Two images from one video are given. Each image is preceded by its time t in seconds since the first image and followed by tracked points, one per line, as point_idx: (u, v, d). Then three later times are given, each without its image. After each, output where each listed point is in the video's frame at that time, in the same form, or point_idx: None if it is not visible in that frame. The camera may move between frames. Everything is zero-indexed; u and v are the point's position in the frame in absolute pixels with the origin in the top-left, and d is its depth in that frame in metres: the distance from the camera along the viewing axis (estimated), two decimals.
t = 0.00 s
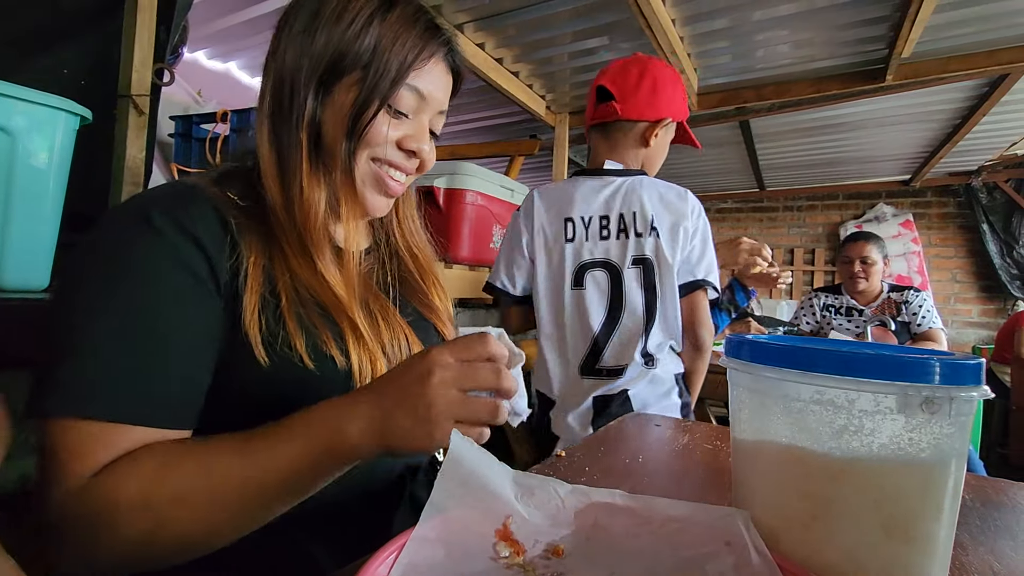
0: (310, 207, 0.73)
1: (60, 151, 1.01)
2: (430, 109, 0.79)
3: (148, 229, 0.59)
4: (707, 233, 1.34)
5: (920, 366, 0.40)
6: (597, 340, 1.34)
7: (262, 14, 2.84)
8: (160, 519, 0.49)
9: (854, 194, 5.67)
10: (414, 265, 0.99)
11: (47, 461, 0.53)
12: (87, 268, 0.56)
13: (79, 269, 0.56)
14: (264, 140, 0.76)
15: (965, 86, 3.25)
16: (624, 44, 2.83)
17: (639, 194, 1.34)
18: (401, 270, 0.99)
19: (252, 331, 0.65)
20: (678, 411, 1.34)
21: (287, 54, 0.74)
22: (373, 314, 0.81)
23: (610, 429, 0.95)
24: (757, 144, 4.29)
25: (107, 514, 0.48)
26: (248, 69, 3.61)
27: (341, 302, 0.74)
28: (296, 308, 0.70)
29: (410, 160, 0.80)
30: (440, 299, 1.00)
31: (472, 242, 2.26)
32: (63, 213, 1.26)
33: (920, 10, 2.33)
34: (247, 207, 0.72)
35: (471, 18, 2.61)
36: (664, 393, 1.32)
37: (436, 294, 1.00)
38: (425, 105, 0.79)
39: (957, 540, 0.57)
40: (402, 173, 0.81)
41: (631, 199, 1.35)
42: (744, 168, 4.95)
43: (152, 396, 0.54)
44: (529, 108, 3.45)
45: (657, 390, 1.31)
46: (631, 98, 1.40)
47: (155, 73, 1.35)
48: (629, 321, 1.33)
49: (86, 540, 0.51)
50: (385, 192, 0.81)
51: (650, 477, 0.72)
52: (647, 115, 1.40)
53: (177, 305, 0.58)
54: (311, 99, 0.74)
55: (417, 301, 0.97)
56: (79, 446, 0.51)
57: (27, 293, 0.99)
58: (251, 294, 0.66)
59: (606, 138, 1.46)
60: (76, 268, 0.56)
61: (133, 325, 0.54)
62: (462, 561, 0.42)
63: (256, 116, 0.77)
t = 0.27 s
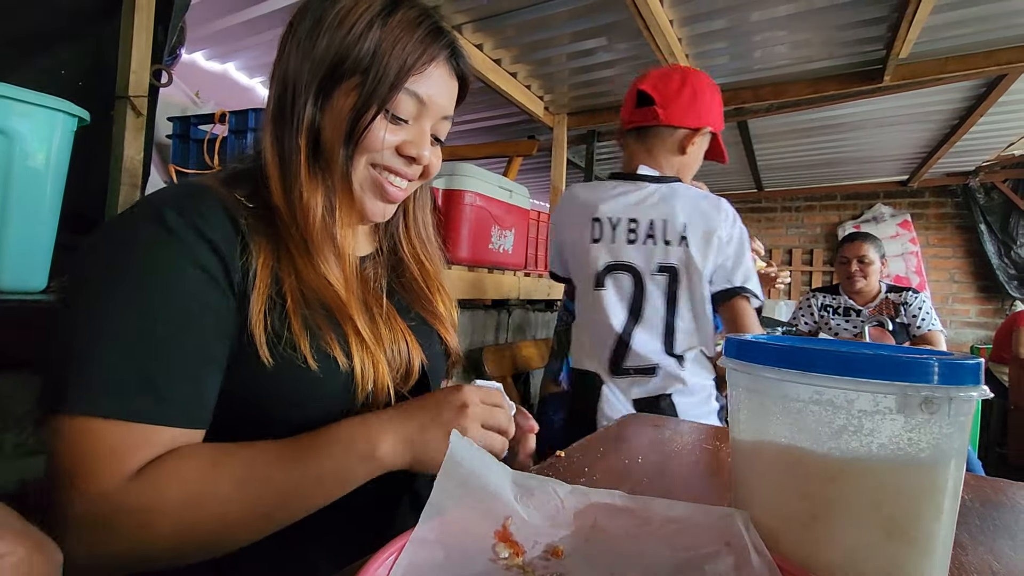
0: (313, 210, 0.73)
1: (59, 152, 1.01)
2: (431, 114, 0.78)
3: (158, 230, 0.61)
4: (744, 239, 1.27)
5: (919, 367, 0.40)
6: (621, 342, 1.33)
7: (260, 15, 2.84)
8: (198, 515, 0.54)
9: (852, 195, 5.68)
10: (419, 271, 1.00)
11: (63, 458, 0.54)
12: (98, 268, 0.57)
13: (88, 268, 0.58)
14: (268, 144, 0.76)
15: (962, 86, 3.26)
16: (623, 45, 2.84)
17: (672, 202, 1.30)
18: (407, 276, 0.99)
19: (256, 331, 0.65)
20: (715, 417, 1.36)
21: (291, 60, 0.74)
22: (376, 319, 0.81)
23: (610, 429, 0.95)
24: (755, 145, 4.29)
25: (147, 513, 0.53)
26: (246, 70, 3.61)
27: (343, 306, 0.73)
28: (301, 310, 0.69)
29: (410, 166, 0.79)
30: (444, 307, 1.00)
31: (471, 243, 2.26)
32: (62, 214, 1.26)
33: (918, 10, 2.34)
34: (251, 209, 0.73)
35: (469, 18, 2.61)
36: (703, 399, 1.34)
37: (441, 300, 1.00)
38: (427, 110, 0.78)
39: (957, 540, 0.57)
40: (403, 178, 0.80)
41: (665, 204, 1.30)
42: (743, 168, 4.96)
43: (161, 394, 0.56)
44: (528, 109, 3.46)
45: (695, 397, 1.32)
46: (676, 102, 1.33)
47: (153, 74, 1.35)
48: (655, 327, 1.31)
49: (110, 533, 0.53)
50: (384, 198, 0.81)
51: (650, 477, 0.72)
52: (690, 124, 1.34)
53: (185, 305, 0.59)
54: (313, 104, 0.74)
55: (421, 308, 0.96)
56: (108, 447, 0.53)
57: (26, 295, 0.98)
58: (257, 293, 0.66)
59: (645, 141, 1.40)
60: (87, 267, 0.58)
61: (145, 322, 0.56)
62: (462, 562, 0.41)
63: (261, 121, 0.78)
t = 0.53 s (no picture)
0: (316, 211, 0.74)
1: (55, 154, 1.00)
2: (432, 116, 0.78)
3: (167, 228, 0.61)
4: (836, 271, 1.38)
5: (914, 366, 0.40)
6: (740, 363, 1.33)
7: (258, 16, 2.84)
8: (210, 512, 0.53)
9: (849, 195, 5.69)
10: (421, 273, 1.00)
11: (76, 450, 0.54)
12: (110, 264, 0.58)
13: (101, 265, 0.58)
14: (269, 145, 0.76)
15: (960, 86, 3.27)
16: (621, 45, 2.84)
17: (793, 230, 1.34)
18: (408, 277, 0.99)
19: (258, 331, 0.65)
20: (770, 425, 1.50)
21: (294, 63, 0.75)
22: (378, 320, 0.81)
23: (608, 429, 0.95)
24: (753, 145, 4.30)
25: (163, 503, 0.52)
26: (244, 70, 3.60)
27: (345, 306, 0.73)
28: (304, 310, 0.70)
29: (411, 168, 0.79)
30: (445, 308, 1.00)
31: (470, 243, 2.26)
32: (60, 215, 1.26)
33: (915, 10, 2.35)
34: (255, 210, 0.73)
35: (468, 19, 2.62)
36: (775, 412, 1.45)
37: (442, 302, 1.01)
38: (428, 113, 0.78)
39: (953, 539, 0.58)
40: (403, 180, 0.80)
41: (786, 231, 1.34)
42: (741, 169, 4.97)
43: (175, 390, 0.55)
44: (526, 109, 3.46)
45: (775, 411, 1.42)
46: (787, 137, 1.37)
47: (151, 75, 1.35)
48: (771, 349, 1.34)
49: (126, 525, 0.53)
50: (385, 200, 0.81)
51: (648, 477, 0.72)
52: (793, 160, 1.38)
53: (193, 301, 0.59)
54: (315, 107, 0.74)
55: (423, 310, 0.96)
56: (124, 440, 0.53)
57: (24, 297, 0.98)
58: (262, 291, 0.66)
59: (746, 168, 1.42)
60: (98, 264, 0.58)
61: (155, 317, 0.56)
62: (464, 562, 0.41)
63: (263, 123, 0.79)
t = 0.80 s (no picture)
0: (318, 211, 0.74)
1: (52, 153, 1.00)
2: (426, 111, 0.78)
3: (178, 225, 0.59)
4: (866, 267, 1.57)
5: (909, 367, 0.40)
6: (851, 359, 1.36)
7: (255, 16, 2.83)
8: (228, 523, 0.48)
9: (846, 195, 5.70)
10: (422, 273, 1.00)
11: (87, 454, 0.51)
12: (120, 263, 0.55)
13: (110, 263, 0.55)
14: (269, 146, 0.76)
15: (957, 86, 3.27)
16: (619, 45, 2.84)
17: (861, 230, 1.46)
18: (409, 278, 0.99)
19: (273, 325, 0.65)
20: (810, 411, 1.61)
21: (290, 63, 0.75)
22: (382, 318, 0.81)
23: (604, 429, 0.95)
24: (751, 145, 4.30)
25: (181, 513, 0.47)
26: (241, 70, 3.60)
27: (349, 305, 0.73)
28: (313, 310, 0.70)
29: (407, 164, 0.79)
30: (446, 309, 1.01)
31: (468, 242, 2.26)
32: (58, 215, 1.26)
33: (911, 11, 2.35)
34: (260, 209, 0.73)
35: (465, 19, 2.62)
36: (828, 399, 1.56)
37: (442, 302, 1.01)
38: (421, 108, 0.78)
39: (949, 539, 0.58)
40: (402, 177, 0.80)
41: (860, 240, 1.44)
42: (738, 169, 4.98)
43: (200, 391, 0.53)
44: (525, 109, 3.46)
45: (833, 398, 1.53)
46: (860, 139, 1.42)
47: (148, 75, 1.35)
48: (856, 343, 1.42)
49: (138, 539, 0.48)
50: (384, 198, 0.81)
51: (645, 477, 0.72)
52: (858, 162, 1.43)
53: (210, 299, 0.57)
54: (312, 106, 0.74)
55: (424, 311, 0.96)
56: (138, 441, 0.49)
57: (21, 297, 0.98)
58: (273, 291, 0.66)
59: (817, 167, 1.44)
60: (107, 263, 0.56)
61: (174, 315, 0.54)
62: (460, 565, 0.41)
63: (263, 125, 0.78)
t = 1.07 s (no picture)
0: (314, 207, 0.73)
1: (49, 153, 0.99)
2: (415, 101, 0.78)
3: (179, 221, 0.58)
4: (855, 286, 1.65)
5: (910, 367, 0.40)
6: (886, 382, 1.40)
7: (253, 15, 2.83)
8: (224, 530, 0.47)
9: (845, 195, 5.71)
10: (425, 274, 0.99)
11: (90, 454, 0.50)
12: (121, 258, 0.54)
13: (111, 259, 0.54)
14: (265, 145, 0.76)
15: (954, 87, 3.28)
16: (617, 45, 2.84)
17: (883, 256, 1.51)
18: (411, 276, 0.99)
19: (276, 319, 0.65)
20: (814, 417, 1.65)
21: (280, 62, 0.75)
22: (382, 316, 0.80)
23: (604, 430, 0.95)
24: (750, 145, 4.31)
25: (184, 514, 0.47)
26: (239, 70, 3.59)
27: (347, 302, 0.73)
28: (314, 308, 0.69)
29: (400, 155, 0.78)
30: (448, 306, 1.00)
31: (467, 242, 2.26)
32: (55, 214, 1.25)
33: (909, 10, 2.35)
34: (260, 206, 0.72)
35: (463, 19, 2.61)
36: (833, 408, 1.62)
37: (445, 301, 1.00)
38: (410, 98, 0.77)
39: (950, 540, 0.57)
40: (396, 170, 0.80)
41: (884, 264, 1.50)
42: (737, 169, 4.98)
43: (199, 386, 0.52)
44: (523, 109, 3.46)
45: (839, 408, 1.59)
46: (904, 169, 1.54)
47: (145, 75, 1.34)
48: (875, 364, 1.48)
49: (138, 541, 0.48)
50: (378, 191, 0.80)
51: (645, 478, 0.72)
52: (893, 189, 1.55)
53: (212, 295, 0.57)
54: (298, 101, 0.74)
55: (428, 311, 0.95)
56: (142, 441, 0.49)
57: (17, 297, 0.97)
58: (275, 288, 0.65)
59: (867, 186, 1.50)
60: (107, 258, 0.55)
61: (177, 311, 0.53)
62: (458, 566, 0.41)
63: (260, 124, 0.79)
